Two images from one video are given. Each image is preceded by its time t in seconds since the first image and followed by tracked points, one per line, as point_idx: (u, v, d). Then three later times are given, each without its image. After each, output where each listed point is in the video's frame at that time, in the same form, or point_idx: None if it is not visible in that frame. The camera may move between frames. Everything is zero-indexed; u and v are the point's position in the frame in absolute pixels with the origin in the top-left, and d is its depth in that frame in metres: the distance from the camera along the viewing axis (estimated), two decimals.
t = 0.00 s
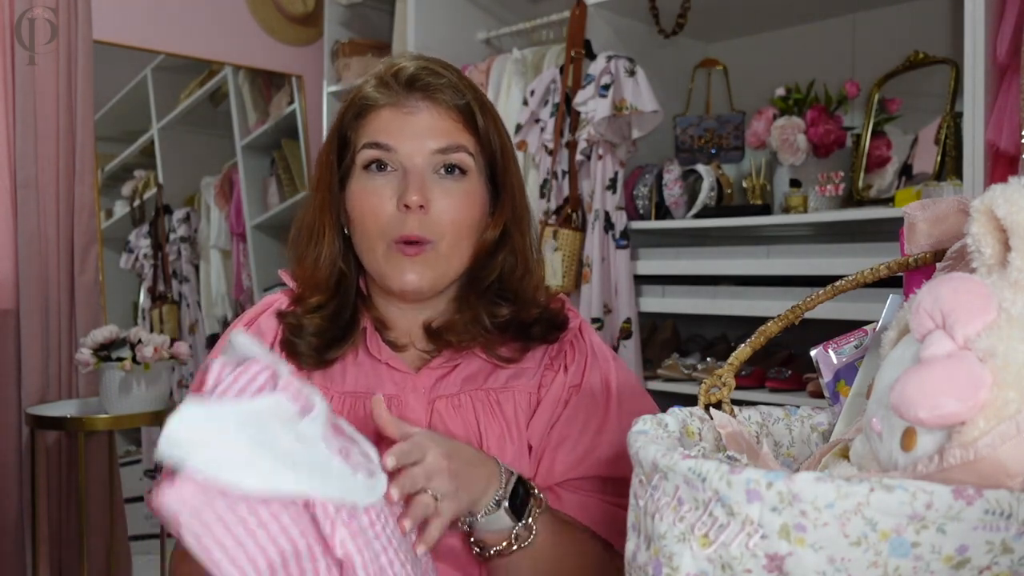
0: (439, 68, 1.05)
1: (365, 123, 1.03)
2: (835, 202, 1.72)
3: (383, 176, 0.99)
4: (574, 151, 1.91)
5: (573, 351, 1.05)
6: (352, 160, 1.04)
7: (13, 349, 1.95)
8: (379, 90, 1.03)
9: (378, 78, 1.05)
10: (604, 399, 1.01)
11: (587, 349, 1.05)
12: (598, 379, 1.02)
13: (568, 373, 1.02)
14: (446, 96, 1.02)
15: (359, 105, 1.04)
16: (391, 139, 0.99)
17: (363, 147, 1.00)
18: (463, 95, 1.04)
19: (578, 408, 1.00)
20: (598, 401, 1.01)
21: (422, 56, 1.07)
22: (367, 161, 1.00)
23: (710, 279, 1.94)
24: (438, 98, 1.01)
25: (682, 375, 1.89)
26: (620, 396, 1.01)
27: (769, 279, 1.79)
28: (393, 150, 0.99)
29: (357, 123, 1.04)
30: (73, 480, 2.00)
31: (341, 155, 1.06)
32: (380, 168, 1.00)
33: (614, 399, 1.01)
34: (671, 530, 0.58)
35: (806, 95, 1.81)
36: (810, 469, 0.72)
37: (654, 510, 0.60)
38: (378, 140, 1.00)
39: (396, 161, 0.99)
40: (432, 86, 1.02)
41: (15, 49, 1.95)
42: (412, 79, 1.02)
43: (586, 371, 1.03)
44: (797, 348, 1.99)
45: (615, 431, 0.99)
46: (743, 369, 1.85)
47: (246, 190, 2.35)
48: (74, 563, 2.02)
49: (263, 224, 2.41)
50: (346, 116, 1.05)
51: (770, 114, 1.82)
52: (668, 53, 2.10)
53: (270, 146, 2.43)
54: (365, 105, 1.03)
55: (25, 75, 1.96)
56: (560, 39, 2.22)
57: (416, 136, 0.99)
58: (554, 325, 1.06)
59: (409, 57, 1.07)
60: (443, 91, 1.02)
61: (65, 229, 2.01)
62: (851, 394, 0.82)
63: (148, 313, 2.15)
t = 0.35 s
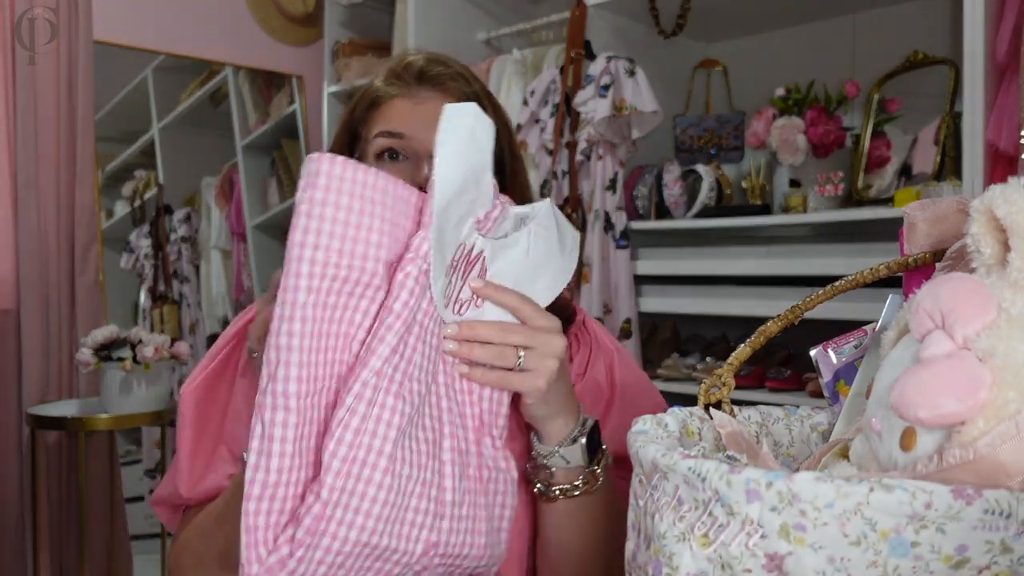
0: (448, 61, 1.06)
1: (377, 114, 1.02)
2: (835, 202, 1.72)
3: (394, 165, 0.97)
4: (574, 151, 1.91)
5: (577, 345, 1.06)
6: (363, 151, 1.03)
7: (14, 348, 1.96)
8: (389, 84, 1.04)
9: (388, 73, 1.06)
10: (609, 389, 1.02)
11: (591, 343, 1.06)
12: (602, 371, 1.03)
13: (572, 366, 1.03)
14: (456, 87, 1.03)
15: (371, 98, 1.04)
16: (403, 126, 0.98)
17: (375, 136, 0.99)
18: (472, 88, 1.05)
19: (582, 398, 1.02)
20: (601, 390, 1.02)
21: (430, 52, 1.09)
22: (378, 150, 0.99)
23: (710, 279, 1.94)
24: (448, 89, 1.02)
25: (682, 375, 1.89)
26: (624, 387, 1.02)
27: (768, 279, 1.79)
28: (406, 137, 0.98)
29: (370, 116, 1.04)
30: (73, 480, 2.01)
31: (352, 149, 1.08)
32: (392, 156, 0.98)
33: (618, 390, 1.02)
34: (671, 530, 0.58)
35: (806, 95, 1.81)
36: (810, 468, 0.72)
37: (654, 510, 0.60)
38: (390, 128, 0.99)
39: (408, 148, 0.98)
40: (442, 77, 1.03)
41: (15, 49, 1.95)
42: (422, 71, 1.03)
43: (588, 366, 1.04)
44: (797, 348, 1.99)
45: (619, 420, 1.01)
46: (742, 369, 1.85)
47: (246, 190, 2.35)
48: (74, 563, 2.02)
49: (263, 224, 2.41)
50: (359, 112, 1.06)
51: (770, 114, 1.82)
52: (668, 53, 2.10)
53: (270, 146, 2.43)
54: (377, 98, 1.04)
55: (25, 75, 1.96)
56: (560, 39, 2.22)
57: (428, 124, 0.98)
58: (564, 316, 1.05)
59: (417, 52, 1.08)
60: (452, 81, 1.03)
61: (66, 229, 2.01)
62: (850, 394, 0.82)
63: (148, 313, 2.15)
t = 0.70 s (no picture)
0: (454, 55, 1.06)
1: (383, 107, 1.02)
2: (835, 203, 1.72)
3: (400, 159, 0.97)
4: (574, 151, 1.91)
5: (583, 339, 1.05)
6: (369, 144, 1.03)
7: (14, 348, 1.96)
8: (396, 77, 1.04)
9: (393, 67, 1.06)
10: (614, 382, 1.02)
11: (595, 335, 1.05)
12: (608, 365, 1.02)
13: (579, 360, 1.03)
14: (461, 80, 1.03)
15: (377, 92, 1.04)
16: (409, 119, 0.98)
17: (381, 129, 0.99)
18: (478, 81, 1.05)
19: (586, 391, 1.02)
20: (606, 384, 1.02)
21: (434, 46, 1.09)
22: (385, 143, 0.99)
23: (710, 279, 1.94)
24: (453, 82, 1.02)
25: (682, 375, 1.89)
26: (629, 381, 1.02)
27: (769, 279, 1.79)
28: (412, 130, 0.98)
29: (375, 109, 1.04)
30: (73, 480, 2.01)
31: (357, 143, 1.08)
32: (398, 150, 0.98)
33: (622, 383, 1.01)
34: (671, 530, 0.58)
35: (806, 95, 1.80)
36: (810, 468, 0.72)
37: (654, 510, 0.60)
38: (396, 122, 0.99)
39: (415, 141, 0.98)
40: (447, 70, 1.03)
41: (14, 49, 1.95)
42: (428, 64, 1.03)
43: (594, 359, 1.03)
44: (797, 348, 1.99)
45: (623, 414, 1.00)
46: (743, 369, 1.86)
47: (246, 189, 2.35)
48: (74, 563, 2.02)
49: (263, 224, 2.41)
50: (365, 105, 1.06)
51: (770, 114, 1.82)
52: (668, 53, 2.10)
53: (270, 146, 2.43)
54: (382, 92, 1.04)
55: (25, 74, 1.96)
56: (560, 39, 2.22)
57: (434, 117, 0.98)
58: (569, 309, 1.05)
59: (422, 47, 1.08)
60: (457, 74, 1.03)
61: (66, 229, 2.01)
62: (850, 394, 0.82)
63: (148, 313, 2.14)
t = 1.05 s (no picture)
0: (449, 53, 1.06)
1: (379, 108, 1.03)
2: (835, 202, 1.72)
3: (396, 160, 0.98)
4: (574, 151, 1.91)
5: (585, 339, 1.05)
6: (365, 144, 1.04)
7: (14, 348, 1.96)
8: (391, 77, 1.04)
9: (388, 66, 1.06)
10: (615, 383, 1.02)
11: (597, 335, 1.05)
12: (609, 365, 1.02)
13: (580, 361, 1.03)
14: (456, 78, 1.03)
15: (373, 92, 1.04)
16: (404, 120, 0.98)
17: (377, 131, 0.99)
18: (473, 78, 1.05)
19: (587, 390, 1.02)
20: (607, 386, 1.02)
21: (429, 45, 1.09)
22: (381, 145, 0.99)
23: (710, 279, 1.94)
24: (448, 80, 1.02)
25: (682, 375, 1.90)
26: (630, 382, 1.01)
27: (769, 279, 1.79)
28: (407, 131, 0.98)
29: (372, 110, 1.04)
30: (73, 479, 2.01)
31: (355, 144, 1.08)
32: (395, 150, 0.99)
33: (622, 384, 1.01)
34: (671, 530, 0.58)
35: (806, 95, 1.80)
36: (810, 468, 0.72)
37: (654, 510, 0.60)
38: (391, 123, 0.99)
39: (410, 141, 0.98)
40: (442, 69, 1.03)
41: (15, 49, 1.96)
42: (422, 62, 1.03)
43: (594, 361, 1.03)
44: (797, 348, 1.99)
45: (621, 414, 1.00)
46: (743, 369, 1.86)
47: (246, 190, 2.34)
48: (74, 563, 2.02)
49: (263, 224, 2.41)
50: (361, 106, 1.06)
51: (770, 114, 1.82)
52: (668, 53, 2.10)
53: (270, 146, 2.43)
54: (378, 92, 1.04)
55: (25, 74, 1.96)
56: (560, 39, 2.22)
57: (429, 116, 0.98)
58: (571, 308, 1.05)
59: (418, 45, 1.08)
60: (452, 72, 1.03)
61: (66, 229, 2.02)
62: (850, 394, 0.82)
63: (148, 313, 2.15)
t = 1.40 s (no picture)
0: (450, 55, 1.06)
1: (380, 111, 1.03)
2: (835, 203, 1.72)
3: (396, 165, 0.98)
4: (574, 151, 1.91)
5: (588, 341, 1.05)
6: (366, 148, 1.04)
7: (14, 348, 1.97)
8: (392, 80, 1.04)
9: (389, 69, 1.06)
10: (617, 384, 1.02)
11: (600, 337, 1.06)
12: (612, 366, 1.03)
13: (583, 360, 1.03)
14: (457, 82, 1.03)
15: (374, 96, 1.04)
16: (405, 125, 0.98)
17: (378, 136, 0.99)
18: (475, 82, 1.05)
19: (589, 391, 1.03)
20: (609, 386, 1.02)
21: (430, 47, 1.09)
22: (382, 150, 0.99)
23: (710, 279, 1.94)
24: (449, 85, 1.02)
25: (682, 375, 1.90)
26: (633, 384, 1.02)
27: (768, 279, 1.79)
28: (407, 137, 0.98)
29: (373, 113, 1.04)
30: (72, 479, 2.01)
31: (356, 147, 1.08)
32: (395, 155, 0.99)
33: (625, 385, 1.01)
34: (671, 530, 0.58)
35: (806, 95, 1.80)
36: (810, 468, 0.72)
37: (654, 510, 0.60)
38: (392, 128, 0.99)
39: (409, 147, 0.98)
40: (444, 73, 1.03)
41: (15, 49, 1.96)
42: (423, 66, 1.03)
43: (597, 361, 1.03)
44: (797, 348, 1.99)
45: (623, 415, 1.01)
46: (742, 368, 1.86)
47: (246, 190, 2.34)
48: (74, 563, 2.02)
49: (263, 224, 2.41)
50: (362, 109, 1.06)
51: (770, 115, 1.82)
52: (668, 53, 2.10)
53: (270, 146, 2.43)
54: (379, 95, 1.04)
55: (25, 73, 1.96)
56: (560, 39, 2.22)
57: (429, 121, 0.98)
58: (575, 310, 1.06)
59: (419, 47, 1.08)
60: (454, 76, 1.03)
61: (66, 229, 2.02)
62: (850, 394, 0.82)
63: (148, 313, 2.15)
